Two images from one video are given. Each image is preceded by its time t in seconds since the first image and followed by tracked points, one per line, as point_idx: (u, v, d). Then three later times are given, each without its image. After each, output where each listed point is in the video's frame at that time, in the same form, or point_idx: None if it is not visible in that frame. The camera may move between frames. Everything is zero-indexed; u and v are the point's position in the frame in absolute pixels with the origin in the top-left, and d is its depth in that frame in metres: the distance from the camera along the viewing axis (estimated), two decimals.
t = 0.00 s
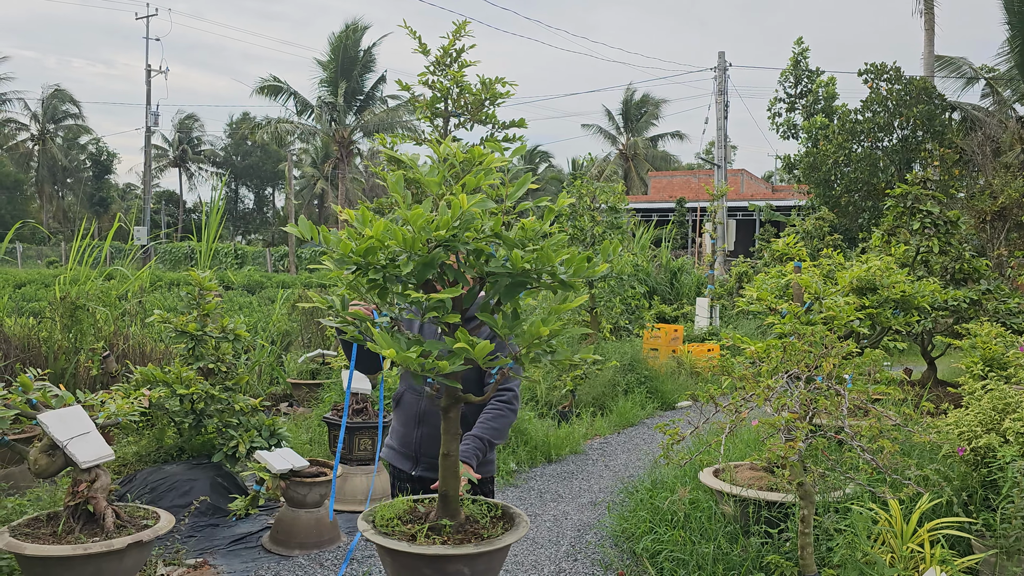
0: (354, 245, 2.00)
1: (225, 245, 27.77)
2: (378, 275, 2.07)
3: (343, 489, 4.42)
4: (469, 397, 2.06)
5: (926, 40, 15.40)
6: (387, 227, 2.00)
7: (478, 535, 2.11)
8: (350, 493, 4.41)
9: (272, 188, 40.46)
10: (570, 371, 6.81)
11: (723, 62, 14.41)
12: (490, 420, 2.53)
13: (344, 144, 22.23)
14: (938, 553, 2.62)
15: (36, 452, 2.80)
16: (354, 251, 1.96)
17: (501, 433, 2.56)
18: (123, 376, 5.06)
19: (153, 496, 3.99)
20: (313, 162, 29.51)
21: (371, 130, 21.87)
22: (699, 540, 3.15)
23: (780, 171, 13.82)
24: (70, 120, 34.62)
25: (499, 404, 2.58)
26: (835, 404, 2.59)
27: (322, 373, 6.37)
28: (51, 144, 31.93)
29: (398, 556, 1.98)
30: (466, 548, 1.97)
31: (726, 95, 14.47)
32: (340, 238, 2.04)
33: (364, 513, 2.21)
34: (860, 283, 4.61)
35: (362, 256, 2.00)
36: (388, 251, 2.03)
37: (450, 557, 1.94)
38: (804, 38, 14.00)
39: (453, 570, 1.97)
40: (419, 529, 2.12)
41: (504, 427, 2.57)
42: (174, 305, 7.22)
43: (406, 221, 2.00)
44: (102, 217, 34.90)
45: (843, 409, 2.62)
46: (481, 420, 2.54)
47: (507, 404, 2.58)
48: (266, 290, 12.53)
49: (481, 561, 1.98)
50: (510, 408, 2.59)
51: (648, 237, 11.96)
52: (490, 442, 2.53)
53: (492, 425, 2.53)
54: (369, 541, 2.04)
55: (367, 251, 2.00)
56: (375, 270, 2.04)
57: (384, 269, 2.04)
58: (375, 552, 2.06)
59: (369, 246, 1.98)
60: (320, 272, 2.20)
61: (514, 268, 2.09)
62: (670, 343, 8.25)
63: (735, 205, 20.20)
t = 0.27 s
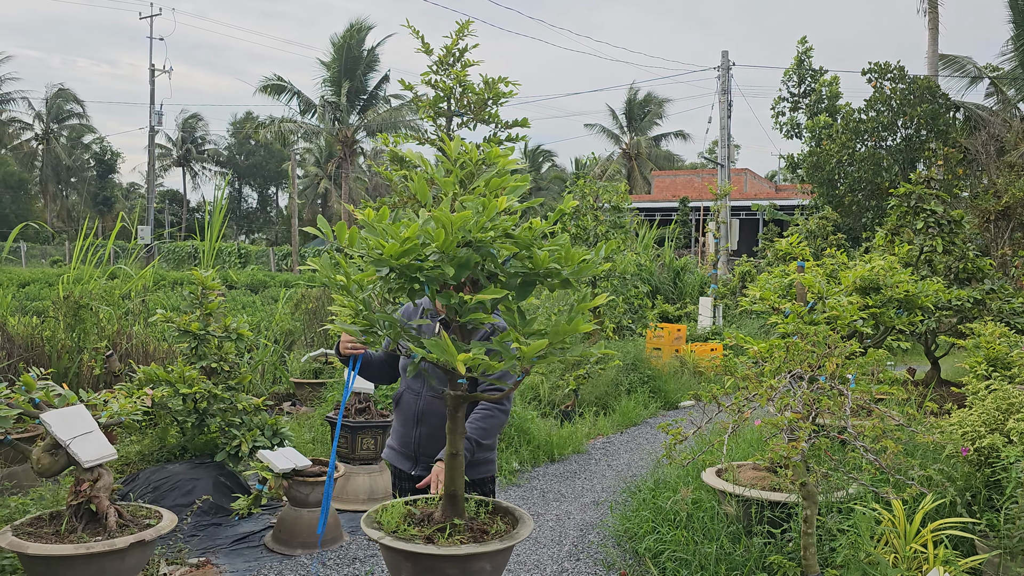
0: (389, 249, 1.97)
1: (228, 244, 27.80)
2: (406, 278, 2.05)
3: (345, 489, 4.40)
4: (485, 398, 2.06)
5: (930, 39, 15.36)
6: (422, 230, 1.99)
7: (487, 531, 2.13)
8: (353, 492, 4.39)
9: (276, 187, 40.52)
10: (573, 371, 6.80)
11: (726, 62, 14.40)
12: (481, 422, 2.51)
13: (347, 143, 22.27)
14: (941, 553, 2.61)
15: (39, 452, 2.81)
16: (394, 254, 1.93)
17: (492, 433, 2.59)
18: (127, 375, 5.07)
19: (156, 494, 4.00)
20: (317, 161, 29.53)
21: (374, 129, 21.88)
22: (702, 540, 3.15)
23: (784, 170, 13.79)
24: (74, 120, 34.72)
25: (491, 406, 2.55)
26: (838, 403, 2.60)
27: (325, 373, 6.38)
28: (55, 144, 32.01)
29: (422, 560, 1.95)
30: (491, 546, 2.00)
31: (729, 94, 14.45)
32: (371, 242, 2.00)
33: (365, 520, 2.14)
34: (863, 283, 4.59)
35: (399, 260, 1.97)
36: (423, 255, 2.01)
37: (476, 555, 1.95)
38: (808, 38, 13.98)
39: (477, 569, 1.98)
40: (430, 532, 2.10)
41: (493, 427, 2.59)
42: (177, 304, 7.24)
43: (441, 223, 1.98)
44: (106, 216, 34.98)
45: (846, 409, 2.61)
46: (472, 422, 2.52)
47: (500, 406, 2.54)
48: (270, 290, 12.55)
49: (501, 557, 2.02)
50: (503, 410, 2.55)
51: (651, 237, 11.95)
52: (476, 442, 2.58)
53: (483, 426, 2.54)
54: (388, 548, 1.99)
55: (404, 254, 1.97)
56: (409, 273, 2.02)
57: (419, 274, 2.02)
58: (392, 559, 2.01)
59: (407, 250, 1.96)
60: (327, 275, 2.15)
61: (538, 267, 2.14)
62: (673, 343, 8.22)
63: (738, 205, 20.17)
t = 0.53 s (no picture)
0: (417, 247, 1.96)
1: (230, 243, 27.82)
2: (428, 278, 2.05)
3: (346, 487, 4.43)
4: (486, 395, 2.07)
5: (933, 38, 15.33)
6: (450, 227, 1.99)
7: (489, 524, 2.16)
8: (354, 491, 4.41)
9: (278, 187, 40.55)
10: (575, 370, 6.79)
11: (728, 61, 14.38)
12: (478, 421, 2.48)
13: (349, 142, 22.28)
14: (943, 553, 2.60)
15: (40, 450, 2.81)
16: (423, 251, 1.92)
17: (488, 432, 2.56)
18: (128, 374, 5.07)
19: (157, 493, 3.99)
20: (319, 160, 29.56)
21: (376, 129, 21.88)
22: (703, 540, 3.14)
23: (786, 169, 13.78)
24: (77, 119, 34.77)
25: (488, 405, 2.52)
26: (841, 401, 2.60)
27: (326, 372, 6.38)
28: (58, 143, 32.05)
29: (442, 559, 1.94)
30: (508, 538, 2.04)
31: (731, 93, 14.43)
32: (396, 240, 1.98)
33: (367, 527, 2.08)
34: (865, 282, 4.58)
35: (428, 257, 1.97)
36: (449, 253, 2.00)
37: (494, 548, 1.97)
38: (810, 37, 13.96)
39: (493, 562, 2.00)
40: (439, 531, 2.09)
41: (489, 426, 2.55)
42: (179, 303, 7.24)
43: (466, 219, 1.97)
44: (108, 216, 35.02)
45: (847, 407, 2.60)
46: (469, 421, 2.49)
47: (496, 404, 2.51)
48: (272, 289, 12.56)
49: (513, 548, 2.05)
50: (500, 408, 2.52)
51: (653, 236, 11.94)
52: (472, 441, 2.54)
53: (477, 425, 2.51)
54: (407, 551, 1.96)
55: (433, 253, 1.96)
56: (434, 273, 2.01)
57: (445, 274, 2.02)
58: (408, 562, 1.98)
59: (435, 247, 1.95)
60: (325, 275, 2.11)
61: (544, 263, 2.13)
62: (675, 342, 8.22)
63: (741, 204, 20.15)
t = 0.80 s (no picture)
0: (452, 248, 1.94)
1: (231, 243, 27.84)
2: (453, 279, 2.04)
3: (348, 487, 4.47)
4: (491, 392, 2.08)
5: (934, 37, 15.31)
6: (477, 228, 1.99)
7: (492, 520, 2.18)
8: (355, 491, 4.45)
9: (279, 187, 40.57)
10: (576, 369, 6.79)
11: (729, 60, 14.37)
12: (497, 420, 2.46)
13: (349, 142, 22.30)
14: (945, 552, 2.59)
15: (40, 450, 2.81)
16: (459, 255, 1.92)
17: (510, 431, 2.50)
18: (128, 373, 5.07)
19: (157, 493, 3.99)
20: (320, 160, 29.57)
21: (377, 128, 21.87)
22: (704, 540, 3.14)
23: (787, 169, 13.76)
24: (78, 119, 34.81)
25: (501, 404, 2.52)
26: (842, 400, 2.59)
27: (327, 372, 6.38)
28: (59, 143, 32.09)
29: (461, 558, 1.94)
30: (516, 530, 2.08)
31: (732, 93, 14.42)
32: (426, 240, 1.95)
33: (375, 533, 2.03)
34: (866, 281, 4.57)
35: (462, 259, 1.96)
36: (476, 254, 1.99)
37: (509, 543, 2.00)
38: (811, 36, 13.95)
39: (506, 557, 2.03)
40: (446, 530, 2.08)
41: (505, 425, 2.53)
42: (180, 303, 7.25)
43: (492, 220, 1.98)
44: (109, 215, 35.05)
45: (848, 407, 2.59)
46: (488, 420, 2.47)
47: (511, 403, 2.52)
48: (273, 289, 12.57)
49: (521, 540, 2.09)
50: (512, 407, 2.53)
51: (654, 235, 11.94)
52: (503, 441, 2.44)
53: (500, 424, 2.46)
54: (425, 553, 1.94)
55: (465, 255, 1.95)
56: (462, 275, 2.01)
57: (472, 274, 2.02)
58: (423, 563, 1.95)
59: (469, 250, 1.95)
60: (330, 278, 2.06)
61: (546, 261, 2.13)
62: (677, 342, 8.22)
63: (742, 204, 20.13)
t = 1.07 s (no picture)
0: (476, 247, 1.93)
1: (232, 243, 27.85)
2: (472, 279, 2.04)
3: (348, 486, 4.43)
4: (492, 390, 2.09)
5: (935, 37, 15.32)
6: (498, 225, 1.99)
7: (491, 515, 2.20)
8: (356, 490, 4.41)
9: (280, 186, 40.59)
10: (577, 369, 6.79)
11: (729, 60, 14.37)
12: (495, 419, 2.48)
13: (350, 142, 22.30)
14: (945, 552, 2.59)
15: (41, 450, 2.81)
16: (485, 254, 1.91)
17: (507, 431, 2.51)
18: (129, 373, 5.07)
19: (158, 493, 4.00)
20: (320, 160, 29.58)
21: (378, 128, 21.87)
22: (705, 539, 3.14)
23: (788, 168, 13.77)
24: (79, 119, 34.84)
25: (501, 403, 2.52)
26: (842, 399, 2.59)
27: (327, 371, 6.38)
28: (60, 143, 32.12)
29: (475, 555, 1.95)
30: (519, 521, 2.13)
31: (733, 92, 14.42)
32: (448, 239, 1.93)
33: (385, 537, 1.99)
34: (867, 281, 4.57)
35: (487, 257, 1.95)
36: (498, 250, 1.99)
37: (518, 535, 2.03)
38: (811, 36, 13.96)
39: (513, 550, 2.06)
40: (452, 529, 2.08)
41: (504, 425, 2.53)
42: (181, 302, 7.26)
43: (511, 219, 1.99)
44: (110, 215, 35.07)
45: (849, 406, 2.60)
46: (486, 419, 2.48)
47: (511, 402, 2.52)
48: (273, 288, 12.58)
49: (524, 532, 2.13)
50: (512, 406, 2.53)
51: (655, 235, 11.94)
52: (500, 440, 2.46)
53: (497, 423, 2.47)
54: (442, 552, 1.92)
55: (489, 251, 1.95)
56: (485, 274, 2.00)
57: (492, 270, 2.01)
58: (438, 562, 1.94)
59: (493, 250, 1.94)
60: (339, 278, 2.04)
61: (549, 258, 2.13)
62: (677, 341, 8.24)
63: (742, 204, 20.14)
